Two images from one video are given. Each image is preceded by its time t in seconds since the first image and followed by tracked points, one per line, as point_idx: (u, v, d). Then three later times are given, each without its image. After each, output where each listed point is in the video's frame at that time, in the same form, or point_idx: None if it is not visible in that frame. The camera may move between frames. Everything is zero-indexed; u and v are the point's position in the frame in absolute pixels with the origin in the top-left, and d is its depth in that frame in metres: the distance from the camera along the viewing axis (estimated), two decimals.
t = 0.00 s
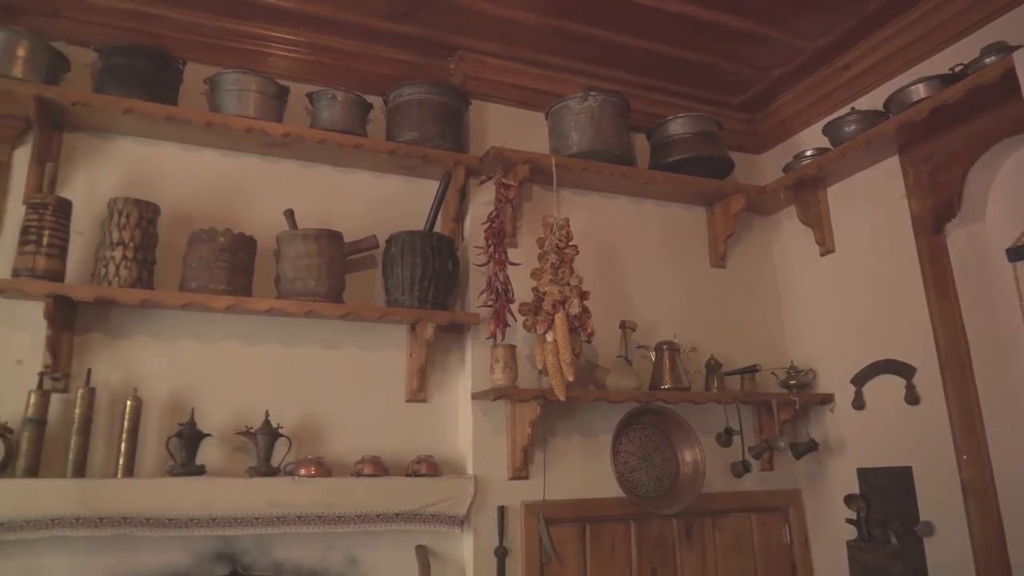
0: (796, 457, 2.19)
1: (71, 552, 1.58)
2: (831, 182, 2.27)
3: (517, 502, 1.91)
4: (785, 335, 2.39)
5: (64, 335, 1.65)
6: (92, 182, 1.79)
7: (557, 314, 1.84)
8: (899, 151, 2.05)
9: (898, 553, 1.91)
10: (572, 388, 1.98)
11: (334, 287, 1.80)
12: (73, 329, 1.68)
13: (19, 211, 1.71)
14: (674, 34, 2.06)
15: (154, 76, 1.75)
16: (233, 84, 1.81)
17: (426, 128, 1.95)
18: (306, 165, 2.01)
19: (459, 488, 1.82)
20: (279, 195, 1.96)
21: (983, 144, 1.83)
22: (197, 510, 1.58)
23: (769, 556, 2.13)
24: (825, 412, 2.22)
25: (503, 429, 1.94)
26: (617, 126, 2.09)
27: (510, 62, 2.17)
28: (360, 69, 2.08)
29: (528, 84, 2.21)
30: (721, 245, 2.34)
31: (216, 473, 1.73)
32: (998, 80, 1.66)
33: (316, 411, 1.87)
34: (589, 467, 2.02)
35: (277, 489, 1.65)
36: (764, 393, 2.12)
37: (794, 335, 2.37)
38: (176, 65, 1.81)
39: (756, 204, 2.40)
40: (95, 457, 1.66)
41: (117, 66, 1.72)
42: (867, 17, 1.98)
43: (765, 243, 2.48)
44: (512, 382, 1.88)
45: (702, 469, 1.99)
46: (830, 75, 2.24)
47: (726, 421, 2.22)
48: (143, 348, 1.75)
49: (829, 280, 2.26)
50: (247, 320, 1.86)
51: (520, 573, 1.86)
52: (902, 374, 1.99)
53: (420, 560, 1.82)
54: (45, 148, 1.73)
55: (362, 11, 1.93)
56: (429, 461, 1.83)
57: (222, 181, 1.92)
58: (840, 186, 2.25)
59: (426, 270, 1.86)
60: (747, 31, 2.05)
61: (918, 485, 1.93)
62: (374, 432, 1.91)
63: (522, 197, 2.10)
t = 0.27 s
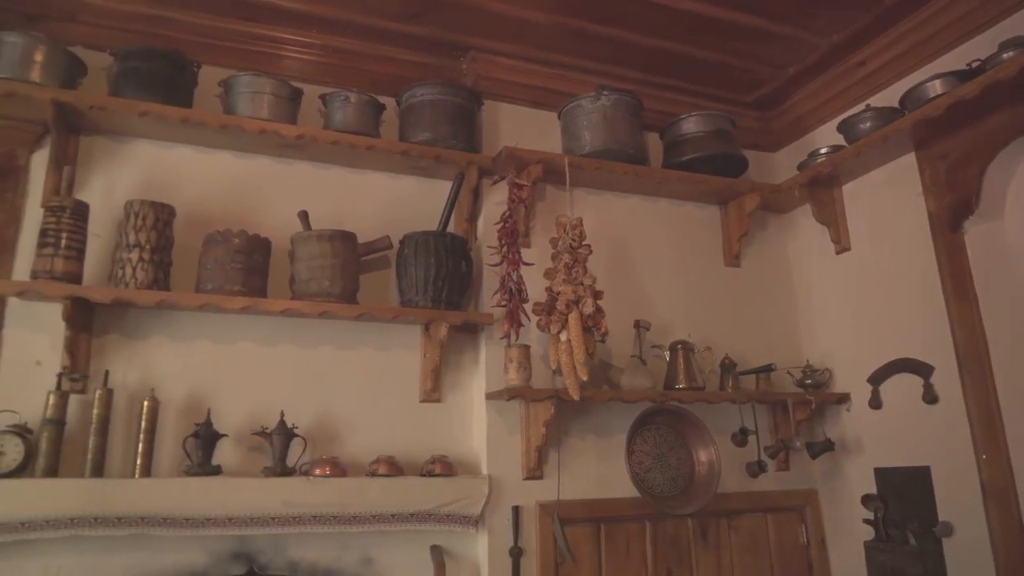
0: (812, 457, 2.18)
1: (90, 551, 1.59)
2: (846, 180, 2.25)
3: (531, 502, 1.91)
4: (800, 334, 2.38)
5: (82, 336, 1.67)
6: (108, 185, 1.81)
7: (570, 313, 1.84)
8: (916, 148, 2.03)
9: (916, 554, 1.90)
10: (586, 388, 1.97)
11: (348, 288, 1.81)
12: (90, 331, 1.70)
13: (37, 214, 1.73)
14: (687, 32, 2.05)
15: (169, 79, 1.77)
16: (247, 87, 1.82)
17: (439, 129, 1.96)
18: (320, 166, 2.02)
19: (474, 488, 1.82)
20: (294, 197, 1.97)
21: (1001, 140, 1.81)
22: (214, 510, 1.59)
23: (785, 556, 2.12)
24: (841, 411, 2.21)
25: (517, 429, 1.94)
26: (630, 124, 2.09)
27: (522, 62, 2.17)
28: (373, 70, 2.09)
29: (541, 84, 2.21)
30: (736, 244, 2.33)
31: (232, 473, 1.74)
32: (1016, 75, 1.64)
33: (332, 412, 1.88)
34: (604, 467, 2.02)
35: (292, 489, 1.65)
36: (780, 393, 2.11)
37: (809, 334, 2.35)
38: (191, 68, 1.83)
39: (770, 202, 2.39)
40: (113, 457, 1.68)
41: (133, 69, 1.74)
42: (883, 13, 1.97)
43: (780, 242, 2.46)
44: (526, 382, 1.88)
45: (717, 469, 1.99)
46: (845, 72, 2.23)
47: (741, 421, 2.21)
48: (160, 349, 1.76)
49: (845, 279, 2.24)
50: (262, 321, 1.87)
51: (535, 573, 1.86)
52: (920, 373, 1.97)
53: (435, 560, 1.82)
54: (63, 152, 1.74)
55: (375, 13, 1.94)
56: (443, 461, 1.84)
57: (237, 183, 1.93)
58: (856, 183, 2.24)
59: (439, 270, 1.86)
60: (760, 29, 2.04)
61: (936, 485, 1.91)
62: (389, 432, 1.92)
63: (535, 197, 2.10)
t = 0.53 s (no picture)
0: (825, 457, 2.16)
1: (105, 550, 1.61)
2: (859, 177, 2.23)
3: (543, 502, 1.91)
4: (812, 334, 2.36)
5: (96, 337, 1.69)
6: (122, 188, 1.83)
7: (581, 313, 1.84)
8: (930, 145, 2.01)
9: (932, 555, 1.89)
10: (597, 387, 1.97)
11: (359, 288, 1.82)
12: (104, 332, 1.71)
13: (53, 217, 1.75)
14: (698, 30, 2.04)
15: (181, 82, 1.78)
16: (259, 89, 1.83)
17: (449, 129, 1.96)
18: (331, 168, 2.03)
19: (485, 488, 1.82)
20: (305, 198, 1.98)
21: (1016, 136, 1.79)
22: (227, 509, 1.60)
23: (798, 557, 2.10)
24: (855, 411, 2.19)
25: (528, 429, 1.94)
26: (641, 123, 2.08)
27: (532, 62, 2.17)
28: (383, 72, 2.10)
29: (551, 84, 2.21)
30: (747, 243, 2.32)
31: (245, 473, 1.75)
32: None
33: (344, 412, 1.89)
34: (615, 467, 2.02)
35: (304, 488, 1.66)
36: (792, 392, 2.10)
37: (822, 333, 2.34)
38: (203, 71, 1.84)
39: (782, 201, 2.38)
40: (128, 457, 1.69)
41: (146, 73, 1.75)
42: (895, 9, 1.95)
43: (792, 240, 2.45)
44: (537, 382, 1.88)
45: (729, 469, 1.98)
46: (857, 69, 2.21)
47: (753, 420, 2.20)
48: (173, 350, 1.78)
49: (858, 277, 2.23)
50: (274, 321, 1.88)
51: (547, 573, 1.86)
52: (935, 372, 1.95)
53: (447, 559, 1.82)
54: (78, 155, 1.76)
55: (384, 14, 1.94)
56: (454, 461, 1.84)
57: (248, 184, 1.94)
58: (868, 181, 2.22)
59: (449, 271, 1.86)
60: (771, 26, 2.03)
61: (951, 486, 1.89)
62: (400, 432, 1.92)
63: (545, 197, 2.10)
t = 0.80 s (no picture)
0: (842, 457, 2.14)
1: (123, 549, 1.62)
2: (875, 174, 2.21)
3: (557, 502, 1.91)
4: (828, 332, 2.34)
5: (114, 338, 1.71)
6: (138, 190, 1.84)
7: (595, 313, 1.84)
8: (947, 142, 1.99)
9: (952, 556, 1.86)
10: (611, 387, 1.96)
11: (373, 289, 1.82)
12: (122, 333, 1.73)
13: (71, 220, 1.77)
14: (711, 28, 2.03)
15: (196, 85, 1.79)
16: (273, 91, 1.84)
17: (462, 130, 1.96)
18: (344, 169, 2.03)
19: (500, 488, 1.82)
20: (319, 199, 1.99)
21: None
22: (243, 509, 1.62)
23: (815, 558, 2.09)
24: (872, 410, 2.17)
25: (542, 429, 1.94)
26: (654, 122, 2.07)
27: (545, 62, 2.17)
28: (395, 73, 2.10)
29: (563, 83, 2.21)
30: (762, 241, 2.30)
31: (261, 473, 1.76)
32: None
33: (358, 412, 1.89)
34: (630, 467, 2.01)
35: (319, 488, 1.67)
36: (808, 392, 2.08)
37: (838, 332, 2.32)
38: (218, 74, 1.85)
39: (797, 199, 2.36)
40: (145, 457, 1.71)
41: (162, 76, 1.77)
42: (911, 4, 1.93)
43: (807, 238, 2.43)
44: (551, 382, 1.87)
45: (745, 470, 1.97)
46: (872, 65, 2.19)
47: (769, 420, 2.18)
48: (189, 351, 1.79)
49: (874, 275, 2.20)
50: (288, 322, 1.89)
51: (561, 572, 1.86)
52: (954, 371, 1.93)
53: (461, 559, 1.82)
54: (95, 158, 1.78)
55: (396, 15, 1.95)
56: (469, 461, 1.84)
57: (263, 186, 1.95)
58: (885, 178, 2.20)
59: (463, 271, 1.86)
60: (785, 23, 2.01)
61: (971, 486, 1.86)
62: (415, 432, 1.93)
63: (558, 196, 2.10)
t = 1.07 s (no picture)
0: (858, 457, 2.13)
1: (139, 549, 1.64)
2: (890, 172, 2.19)
3: (570, 502, 1.90)
4: (843, 331, 2.33)
5: (129, 339, 1.72)
6: (153, 192, 1.86)
7: (607, 312, 1.83)
8: (963, 138, 1.97)
9: (969, 556, 1.83)
10: (624, 387, 1.96)
11: (385, 289, 1.83)
12: (137, 334, 1.75)
13: (86, 222, 1.79)
14: (723, 26, 2.02)
15: (209, 88, 1.81)
16: (285, 93, 1.86)
17: (473, 130, 1.97)
18: (356, 170, 2.04)
19: (512, 488, 1.82)
20: (331, 200, 2.00)
21: None
22: (258, 509, 1.63)
23: (830, 558, 2.07)
24: (888, 410, 2.15)
25: (554, 429, 1.94)
26: (665, 121, 2.07)
27: (555, 61, 2.16)
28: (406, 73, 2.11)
29: (574, 83, 2.20)
30: (775, 240, 2.29)
31: (275, 473, 1.77)
32: None
33: (371, 412, 1.90)
34: (642, 467, 2.00)
35: (333, 488, 1.68)
36: (823, 391, 2.07)
37: (852, 331, 2.30)
38: (231, 77, 1.87)
39: (810, 197, 2.34)
40: (161, 457, 1.72)
41: (175, 79, 1.78)
42: None
43: (821, 237, 2.41)
44: (563, 382, 1.87)
45: (759, 471, 1.97)
46: (886, 61, 2.17)
47: (783, 420, 2.17)
48: (203, 352, 1.80)
49: (889, 274, 2.19)
50: (301, 322, 1.90)
51: (574, 572, 1.85)
52: (970, 369, 1.91)
53: (474, 559, 1.83)
54: (110, 161, 1.80)
55: (407, 16, 1.95)
56: (481, 461, 1.84)
57: (275, 188, 1.96)
58: (900, 175, 2.18)
59: (474, 271, 1.87)
60: (798, 20, 2.00)
61: (989, 486, 1.84)
62: (427, 432, 1.93)
63: (569, 196, 2.10)
